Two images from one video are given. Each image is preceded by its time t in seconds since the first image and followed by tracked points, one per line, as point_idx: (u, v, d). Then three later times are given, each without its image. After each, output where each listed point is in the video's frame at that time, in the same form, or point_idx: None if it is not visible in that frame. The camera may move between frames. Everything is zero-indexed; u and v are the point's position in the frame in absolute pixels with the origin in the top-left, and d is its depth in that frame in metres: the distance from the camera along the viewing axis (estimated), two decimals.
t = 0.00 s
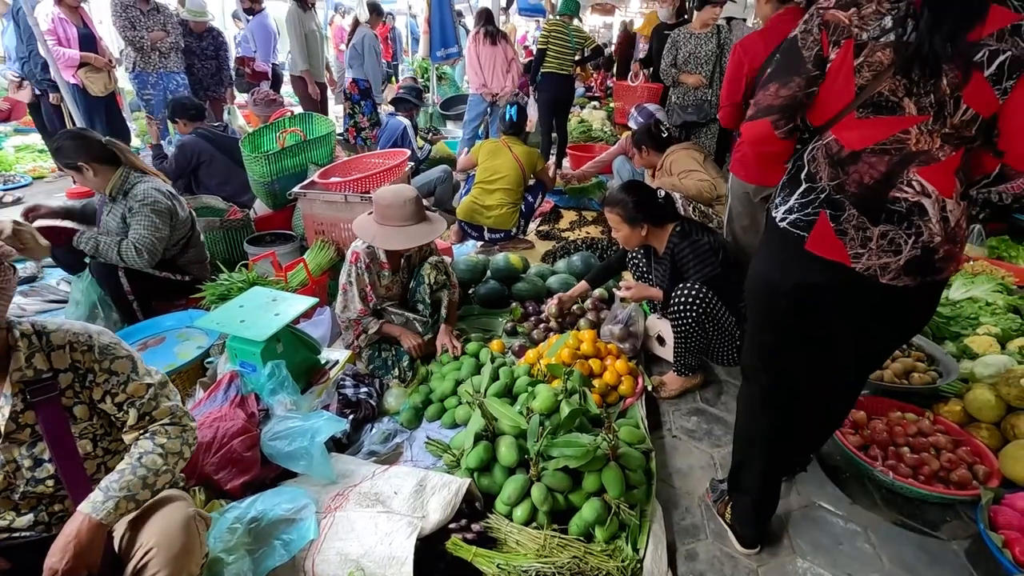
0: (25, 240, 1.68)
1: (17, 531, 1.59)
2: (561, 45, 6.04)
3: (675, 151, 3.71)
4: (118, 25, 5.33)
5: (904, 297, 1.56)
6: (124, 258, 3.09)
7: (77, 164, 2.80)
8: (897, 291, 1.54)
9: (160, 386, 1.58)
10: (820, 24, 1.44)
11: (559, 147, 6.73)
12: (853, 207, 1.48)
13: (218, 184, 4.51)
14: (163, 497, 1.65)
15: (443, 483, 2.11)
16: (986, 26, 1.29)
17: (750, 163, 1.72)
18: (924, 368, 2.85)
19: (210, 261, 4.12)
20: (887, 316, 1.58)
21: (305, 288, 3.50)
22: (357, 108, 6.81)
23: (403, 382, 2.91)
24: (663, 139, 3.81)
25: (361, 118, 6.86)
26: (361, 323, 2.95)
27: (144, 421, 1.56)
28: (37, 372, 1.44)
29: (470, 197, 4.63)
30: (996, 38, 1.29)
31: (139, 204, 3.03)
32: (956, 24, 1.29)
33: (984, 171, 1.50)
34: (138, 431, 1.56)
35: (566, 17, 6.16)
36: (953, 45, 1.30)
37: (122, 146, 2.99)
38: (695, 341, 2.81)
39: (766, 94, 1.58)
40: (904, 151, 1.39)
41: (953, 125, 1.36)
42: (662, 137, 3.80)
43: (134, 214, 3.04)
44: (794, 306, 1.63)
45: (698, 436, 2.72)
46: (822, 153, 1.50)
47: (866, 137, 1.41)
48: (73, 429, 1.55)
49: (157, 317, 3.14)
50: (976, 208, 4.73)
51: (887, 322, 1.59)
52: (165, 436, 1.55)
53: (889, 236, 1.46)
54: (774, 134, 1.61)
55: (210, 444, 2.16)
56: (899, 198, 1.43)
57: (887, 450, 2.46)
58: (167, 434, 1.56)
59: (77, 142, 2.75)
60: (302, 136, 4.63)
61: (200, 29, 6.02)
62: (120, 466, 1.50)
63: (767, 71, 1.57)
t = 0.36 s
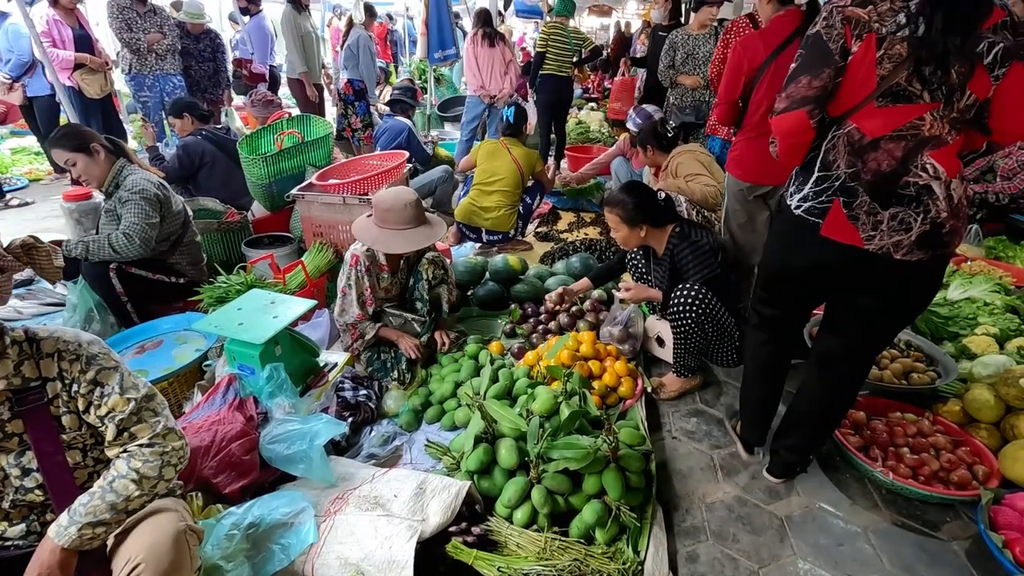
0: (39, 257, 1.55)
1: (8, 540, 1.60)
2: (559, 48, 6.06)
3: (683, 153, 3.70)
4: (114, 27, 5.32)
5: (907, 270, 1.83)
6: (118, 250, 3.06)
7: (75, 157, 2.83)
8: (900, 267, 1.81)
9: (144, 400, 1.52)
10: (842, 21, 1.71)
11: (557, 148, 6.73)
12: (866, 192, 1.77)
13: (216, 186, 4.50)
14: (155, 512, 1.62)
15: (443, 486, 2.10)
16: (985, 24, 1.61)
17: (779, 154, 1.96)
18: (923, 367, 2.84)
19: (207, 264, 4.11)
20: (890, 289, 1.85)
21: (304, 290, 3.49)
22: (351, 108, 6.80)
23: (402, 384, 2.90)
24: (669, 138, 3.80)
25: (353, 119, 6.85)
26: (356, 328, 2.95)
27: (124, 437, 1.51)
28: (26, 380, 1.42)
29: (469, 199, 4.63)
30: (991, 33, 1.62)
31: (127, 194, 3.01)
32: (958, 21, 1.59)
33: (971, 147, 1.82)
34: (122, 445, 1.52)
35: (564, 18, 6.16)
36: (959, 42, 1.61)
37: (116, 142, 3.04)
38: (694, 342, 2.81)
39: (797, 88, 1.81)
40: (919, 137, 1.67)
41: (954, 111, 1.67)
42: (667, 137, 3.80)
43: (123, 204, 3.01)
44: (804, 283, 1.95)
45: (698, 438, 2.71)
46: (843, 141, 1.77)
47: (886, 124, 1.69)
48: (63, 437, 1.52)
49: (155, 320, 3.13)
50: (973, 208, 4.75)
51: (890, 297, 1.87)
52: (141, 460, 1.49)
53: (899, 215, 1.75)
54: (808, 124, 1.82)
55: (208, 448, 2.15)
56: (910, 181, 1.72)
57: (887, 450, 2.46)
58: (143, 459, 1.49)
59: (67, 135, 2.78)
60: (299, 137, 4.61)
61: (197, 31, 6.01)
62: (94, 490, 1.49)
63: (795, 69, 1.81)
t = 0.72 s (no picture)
0: (19, 260, 1.44)
1: None
2: (558, 49, 6.08)
3: (679, 152, 3.69)
4: (111, 28, 5.30)
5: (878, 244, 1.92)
6: (118, 252, 3.06)
7: (78, 154, 2.84)
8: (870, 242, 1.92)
9: (114, 411, 1.50)
10: (812, 18, 1.81)
11: (556, 147, 6.72)
12: (838, 170, 1.88)
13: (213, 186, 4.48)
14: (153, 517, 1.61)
15: (442, 486, 2.10)
16: (945, 16, 1.74)
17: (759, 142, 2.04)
18: (922, 365, 2.84)
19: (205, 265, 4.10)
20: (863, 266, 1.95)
21: (302, 290, 3.48)
22: (350, 108, 6.78)
23: (401, 385, 2.89)
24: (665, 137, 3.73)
25: (353, 119, 6.82)
26: (358, 325, 2.89)
27: (92, 449, 1.50)
28: (5, 384, 1.43)
29: (468, 199, 4.64)
30: (950, 24, 1.75)
31: (129, 195, 3.02)
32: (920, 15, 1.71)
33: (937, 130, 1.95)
34: (92, 459, 1.51)
35: (561, 17, 6.14)
36: (920, 35, 1.73)
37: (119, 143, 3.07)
38: (694, 342, 2.80)
39: (772, 79, 1.91)
40: (885, 120, 1.80)
41: (919, 96, 1.79)
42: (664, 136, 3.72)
43: (124, 205, 3.02)
44: (787, 259, 2.06)
45: (698, 437, 2.71)
46: (817, 125, 1.90)
47: (858, 109, 1.81)
48: (45, 442, 1.52)
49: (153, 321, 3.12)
50: (971, 205, 4.74)
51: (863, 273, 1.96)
52: (110, 484, 1.48)
53: (866, 192, 1.86)
54: (784, 113, 1.91)
55: (207, 450, 2.14)
56: (878, 161, 1.84)
57: (887, 448, 2.45)
58: (113, 483, 1.48)
59: (70, 133, 2.79)
60: (297, 138, 4.60)
61: (194, 32, 5.99)
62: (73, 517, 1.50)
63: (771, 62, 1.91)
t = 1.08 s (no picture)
0: None
1: None
2: (556, 48, 6.09)
3: (669, 150, 3.74)
4: (107, 28, 5.29)
5: (864, 232, 2.12)
6: (118, 260, 3.05)
7: (70, 156, 2.81)
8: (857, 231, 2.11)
9: (110, 403, 1.50)
10: (794, 13, 1.97)
11: (554, 147, 6.72)
12: (827, 161, 2.02)
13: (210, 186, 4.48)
14: (146, 518, 1.61)
15: (439, 487, 2.10)
16: (916, 10, 1.87)
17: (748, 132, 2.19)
18: (919, 364, 2.85)
19: (202, 265, 4.08)
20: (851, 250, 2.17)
21: (299, 291, 3.48)
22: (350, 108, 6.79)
23: (399, 385, 2.89)
24: (654, 138, 3.82)
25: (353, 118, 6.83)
26: (360, 325, 2.88)
27: (93, 441, 1.50)
28: None
29: (465, 199, 4.65)
30: (926, 18, 1.88)
31: (129, 201, 3.02)
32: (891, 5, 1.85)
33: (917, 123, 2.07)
34: (95, 450, 1.51)
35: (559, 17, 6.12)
36: (892, 27, 1.87)
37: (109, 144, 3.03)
38: (693, 340, 2.80)
39: (760, 68, 2.05)
40: (867, 112, 1.95)
41: (899, 87, 1.92)
42: (653, 138, 3.82)
43: (125, 212, 3.01)
44: (782, 249, 2.20)
45: (695, 436, 2.71)
46: (803, 119, 2.05)
47: (839, 101, 1.96)
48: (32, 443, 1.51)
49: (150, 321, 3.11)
50: (968, 204, 4.75)
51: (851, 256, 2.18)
52: (111, 469, 1.49)
53: (855, 182, 2.01)
54: (772, 101, 2.06)
55: (203, 450, 2.14)
56: (863, 152, 1.98)
57: (883, 447, 2.45)
58: (115, 467, 1.49)
59: (67, 134, 2.76)
60: (294, 138, 4.60)
61: (192, 32, 5.97)
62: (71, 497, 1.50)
63: (760, 52, 2.06)
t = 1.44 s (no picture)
0: None
1: None
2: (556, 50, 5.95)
3: (664, 151, 3.74)
4: (105, 29, 5.28)
5: (869, 225, 2.15)
6: (114, 278, 3.06)
7: (37, 173, 2.70)
8: (864, 224, 2.13)
9: (124, 388, 1.53)
10: (808, 18, 1.98)
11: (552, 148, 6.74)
12: (835, 159, 2.05)
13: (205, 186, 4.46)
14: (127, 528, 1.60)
15: (436, 487, 2.10)
16: (917, 17, 1.95)
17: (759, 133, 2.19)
18: (915, 363, 2.85)
19: (199, 266, 4.07)
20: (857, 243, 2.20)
21: (296, 291, 3.48)
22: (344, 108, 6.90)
23: (396, 385, 2.89)
24: (650, 140, 3.81)
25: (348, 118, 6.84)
26: (348, 329, 2.88)
27: (106, 425, 1.50)
28: None
29: (462, 199, 4.66)
30: (927, 23, 1.96)
31: (111, 216, 2.98)
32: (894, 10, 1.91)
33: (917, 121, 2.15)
34: (104, 435, 1.52)
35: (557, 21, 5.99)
36: (897, 29, 1.93)
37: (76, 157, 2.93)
38: (692, 337, 2.80)
39: (776, 72, 2.05)
40: (874, 111, 1.98)
41: (904, 87, 1.98)
42: (648, 139, 3.80)
43: (108, 228, 2.98)
44: (787, 244, 2.22)
45: (692, 436, 2.72)
46: (811, 120, 2.07)
47: (847, 103, 1.99)
48: (38, 432, 1.53)
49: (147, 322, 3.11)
50: (964, 204, 4.76)
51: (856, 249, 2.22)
52: (128, 447, 1.50)
53: (863, 178, 2.03)
54: (790, 102, 2.06)
55: (200, 451, 2.14)
56: (870, 148, 2.01)
57: (880, 446, 2.46)
58: (129, 447, 1.51)
59: (36, 150, 2.64)
60: (291, 139, 4.60)
61: (191, 32, 5.96)
62: (79, 481, 1.49)
63: (776, 56, 2.05)
